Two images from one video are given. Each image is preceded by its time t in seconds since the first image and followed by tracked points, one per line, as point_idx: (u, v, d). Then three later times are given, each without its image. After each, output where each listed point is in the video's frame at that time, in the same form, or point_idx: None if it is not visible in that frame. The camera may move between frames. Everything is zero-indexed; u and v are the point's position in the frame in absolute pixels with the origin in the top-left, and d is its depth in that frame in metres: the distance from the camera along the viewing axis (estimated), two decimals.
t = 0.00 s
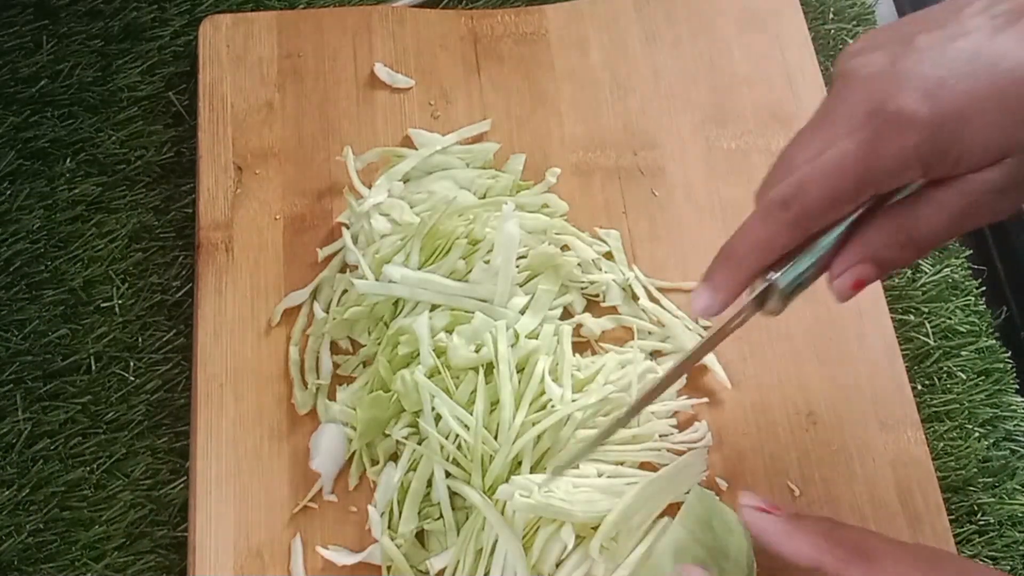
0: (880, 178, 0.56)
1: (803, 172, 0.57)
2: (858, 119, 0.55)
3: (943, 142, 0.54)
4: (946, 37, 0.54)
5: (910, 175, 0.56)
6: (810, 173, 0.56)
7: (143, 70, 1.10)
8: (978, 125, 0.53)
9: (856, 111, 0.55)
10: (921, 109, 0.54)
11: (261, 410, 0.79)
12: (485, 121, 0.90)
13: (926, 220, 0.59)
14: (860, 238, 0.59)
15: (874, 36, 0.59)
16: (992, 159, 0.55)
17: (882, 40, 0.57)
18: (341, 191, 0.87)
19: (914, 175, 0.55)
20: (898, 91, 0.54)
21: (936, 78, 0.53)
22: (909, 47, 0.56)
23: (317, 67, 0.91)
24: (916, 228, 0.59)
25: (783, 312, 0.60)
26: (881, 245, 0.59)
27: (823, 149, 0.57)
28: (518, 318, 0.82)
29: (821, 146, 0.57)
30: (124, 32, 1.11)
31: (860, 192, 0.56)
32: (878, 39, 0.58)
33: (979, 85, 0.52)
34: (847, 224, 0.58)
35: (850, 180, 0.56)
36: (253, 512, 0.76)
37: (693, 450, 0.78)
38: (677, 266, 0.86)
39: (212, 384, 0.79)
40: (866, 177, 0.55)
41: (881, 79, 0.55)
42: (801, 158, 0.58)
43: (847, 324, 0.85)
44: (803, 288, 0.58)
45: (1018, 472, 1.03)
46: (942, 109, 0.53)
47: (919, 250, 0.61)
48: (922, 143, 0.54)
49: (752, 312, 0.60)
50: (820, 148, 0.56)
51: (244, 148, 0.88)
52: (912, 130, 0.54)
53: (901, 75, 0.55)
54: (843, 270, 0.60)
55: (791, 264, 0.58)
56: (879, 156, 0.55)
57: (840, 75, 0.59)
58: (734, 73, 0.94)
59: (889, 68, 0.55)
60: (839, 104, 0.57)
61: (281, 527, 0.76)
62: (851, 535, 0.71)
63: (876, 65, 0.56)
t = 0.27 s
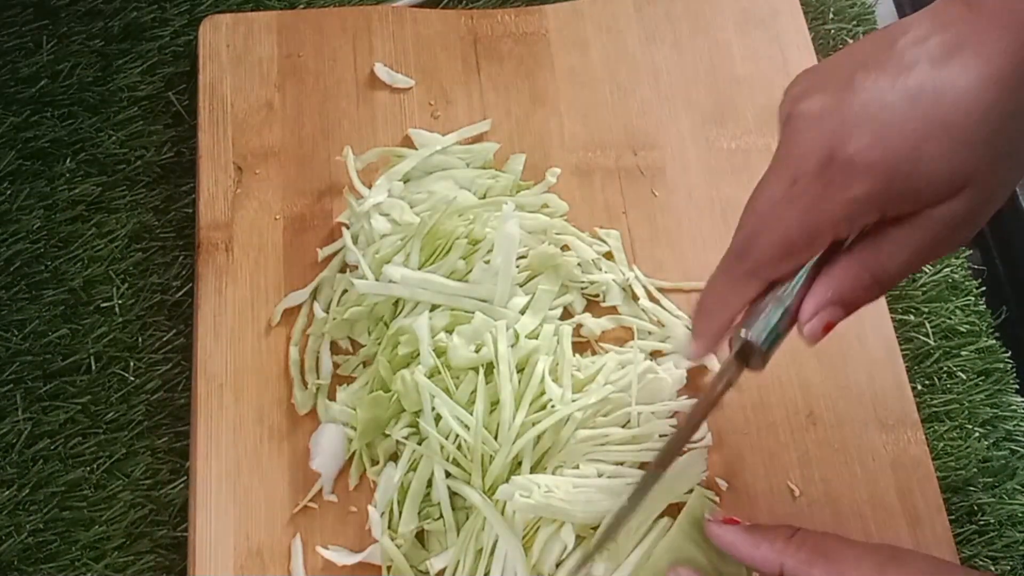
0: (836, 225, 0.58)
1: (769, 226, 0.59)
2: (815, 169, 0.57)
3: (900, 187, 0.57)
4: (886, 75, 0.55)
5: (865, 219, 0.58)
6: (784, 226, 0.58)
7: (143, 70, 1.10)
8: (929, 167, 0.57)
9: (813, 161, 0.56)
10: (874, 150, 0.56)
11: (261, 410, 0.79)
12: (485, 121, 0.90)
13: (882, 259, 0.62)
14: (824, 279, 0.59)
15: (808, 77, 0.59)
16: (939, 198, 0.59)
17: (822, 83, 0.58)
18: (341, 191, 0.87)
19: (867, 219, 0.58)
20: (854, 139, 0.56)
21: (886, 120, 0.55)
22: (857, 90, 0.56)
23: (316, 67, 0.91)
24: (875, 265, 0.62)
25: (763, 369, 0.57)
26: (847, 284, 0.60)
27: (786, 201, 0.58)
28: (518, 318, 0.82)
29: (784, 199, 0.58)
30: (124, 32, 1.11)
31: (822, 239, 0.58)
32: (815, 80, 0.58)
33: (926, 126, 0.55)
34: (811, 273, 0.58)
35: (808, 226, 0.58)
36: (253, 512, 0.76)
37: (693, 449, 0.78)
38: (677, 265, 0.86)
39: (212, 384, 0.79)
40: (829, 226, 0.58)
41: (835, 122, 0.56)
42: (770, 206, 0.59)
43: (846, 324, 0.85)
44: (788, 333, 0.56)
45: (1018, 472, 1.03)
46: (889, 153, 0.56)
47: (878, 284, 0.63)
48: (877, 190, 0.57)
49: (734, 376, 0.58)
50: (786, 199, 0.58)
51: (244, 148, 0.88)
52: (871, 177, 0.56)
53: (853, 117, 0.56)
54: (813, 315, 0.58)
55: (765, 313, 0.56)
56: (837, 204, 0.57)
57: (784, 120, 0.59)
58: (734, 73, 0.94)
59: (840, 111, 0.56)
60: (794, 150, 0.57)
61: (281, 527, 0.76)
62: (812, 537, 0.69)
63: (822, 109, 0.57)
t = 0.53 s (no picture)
0: (823, 278, 0.52)
1: (750, 279, 0.54)
2: (796, 222, 0.52)
3: (890, 233, 0.51)
4: (865, 113, 0.50)
5: (852, 270, 0.53)
6: (767, 279, 0.53)
7: (143, 70, 1.10)
8: (920, 211, 0.50)
9: (793, 211, 0.51)
10: (855, 194, 0.50)
11: (261, 411, 0.79)
12: (485, 121, 0.90)
13: (880, 307, 0.56)
14: (815, 320, 0.55)
15: (788, 116, 0.54)
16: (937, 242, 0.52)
17: (801, 127, 0.53)
18: (341, 191, 0.87)
19: (856, 268, 0.53)
20: (835, 185, 0.50)
21: (869, 161, 0.50)
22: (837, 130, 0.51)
23: (316, 67, 0.91)
24: (872, 312, 0.56)
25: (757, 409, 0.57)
26: (841, 330, 0.56)
27: (763, 256, 0.53)
28: (518, 317, 0.82)
29: (765, 252, 0.53)
30: (124, 32, 1.11)
31: (807, 290, 0.53)
32: (794, 122, 0.53)
33: (911, 167, 0.49)
34: (798, 315, 0.55)
35: (787, 282, 0.53)
36: (253, 513, 0.76)
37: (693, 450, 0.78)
38: (677, 265, 0.86)
39: (212, 384, 0.79)
40: (811, 278, 0.52)
41: (813, 168, 0.51)
42: (751, 257, 0.54)
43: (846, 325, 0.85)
44: (777, 375, 0.55)
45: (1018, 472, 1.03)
46: (873, 198, 0.50)
47: (877, 326, 0.58)
48: (863, 242, 0.51)
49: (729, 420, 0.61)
50: (766, 253, 0.53)
51: (244, 148, 0.88)
52: (857, 223, 0.51)
53: (832, 160, 0.50)
54: (801, 356, 0.54)
55: (755, 356, 0.54)
56: (823, 254, 0.52)
57: (766, 165, 0.54)
58: (734, 73, 0.94)
59: (818, 154, 0.51)
60: (773, 201, 0.53)
61: (281, 527, 0.76)
62: (808, 543, 0.71)
63: (804, 154, 0.51)
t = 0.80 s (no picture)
0: (825, 311, 0.53)
1: (754, 312, 0.56)
2: (795, 258, 0.53)
3: (895, 268, 0.51)
4: (863, 139, 0.51)
5: (854, 304, 0.54)
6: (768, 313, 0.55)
7: (143, 70, 1.10)
8: (923, 242, 0.51)
9: (793, 246, 0.53)
10: (854, 225, 0.51)
11: (261, 411, 0.79)
12: (485, 121, 0.90)
13: (885, 332, 0.56)
14: (817, 346, 0.57)
15: (783, 146, 0.55)
16: (945, 275, 0.52)
17: (800, 153, 0.54)
18: (341, 191, 0.87)
19: (859, 300, 0.53)
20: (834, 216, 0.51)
21: (868, 191, 0.51)
22: (837, 159, 0.52)
23: (316, 67, 0.91)
24: (880, 338, 0.56)
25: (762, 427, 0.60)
26: (846, 353, 0.57)
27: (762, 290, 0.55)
28: (517, 318, 0.82)
29: (768, 285, 0.54)
30: (124, 31, 1.11)
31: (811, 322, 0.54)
32: (791, 150, 0.54)
33: (909, 196, 0.50)
34: (797, 342, 0.57)
35: (787, 317, 0.54)
36: (253, 513, 0.76)
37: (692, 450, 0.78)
38: (677, 265, 0.86)
39: (212, 384, 0.79)
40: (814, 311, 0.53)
41: (814, 196, 0.52)
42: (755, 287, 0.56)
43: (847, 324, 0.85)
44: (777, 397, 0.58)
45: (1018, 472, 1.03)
46: (871, 232, 0.51)
47: (885, 349, 0.58)
48: (865, 279, 0.52)
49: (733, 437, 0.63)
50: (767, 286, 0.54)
51: (244, 148, 0.88)
52: (859, 258, 0.51)
53: (832, 189, 0.52)
54: (800, 381, 0.57)
55: (755, 375, 0.57)
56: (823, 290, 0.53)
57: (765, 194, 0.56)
58: (734, 73, 0.94)
59: (817, 182, 0.52)
60: (775, 230, 0.54)
61: (281, 527, 0.76)
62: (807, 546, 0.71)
63: (803, 182, 0.53)
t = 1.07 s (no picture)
0: (846, 339, 0.56)
1: (772, 338, 0.57)
2: (823, 279, 0.55)
3: (917, 293, 0.55)
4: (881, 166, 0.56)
5: (873, 329, 0.57)
6: (788, 341, 0.56)
7: (143, 70, 1.10)
8: (938, 271, 0.55)
9: (818, 279, 0.55)
10: (877, 256, 0.55)
11: (261, 411, 0.79)
12: (485, 121, 0.90)
13: (895, 358, 0.60)
14: (827, 370, 0.58)
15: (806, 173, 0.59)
16: (957, 304, 0.57)
17: (819, 182, 0.58)
18: (341, 191, 0.87)
19: (879, 331, 0.57)
20: (858, 246, 0.55)
21: (889, 220, 0.55)
22: (862, 186, 0.56)
23: (316, 67, 0.91)
24: (889, 362, 0.60)
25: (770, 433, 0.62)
26: (858, 375, 0.59)
27: (787, 312, 0.56)
28: (517, 318, 0.82)
29: (790, 311, 0.56)
30: (124, 31, 1.11)
31: (830, 350, 0.57)
32: (812, 177, 0.58)
33: (929, 224, 0.54)
34: (813, 363, 0.58)
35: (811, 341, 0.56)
36: (253, 513, 0.76)
37: (692, 450, 0.78)
38: (677, 265, 0.86)
39: (212, 384, 0.79)
40: (835, 341, 0.56)
41: (836, 222, 0.56)
42: (769, 319, 0.57)
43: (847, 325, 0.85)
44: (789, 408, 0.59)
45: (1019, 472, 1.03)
46: (892, 261, 0.55)
47: (892, 372, 0.61)
48: (889, 301, 0.55)
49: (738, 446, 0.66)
50: (785, 311, 0.56)
51: (244, 147, 0.88)
52: (880, 294, 0.55)
53: (855, 216, 0.55)
54: (813, 396, 0.59)
55: (765, 388, 0.58)
56: (844, 323, 0.55)
57: (784, 220, 0.59)
58: (734, 73, 0.94)
59: (839, 208, 0.56)
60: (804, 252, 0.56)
61: (281, 527, 0.76)
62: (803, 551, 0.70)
63: (826, 210, 0.56)
